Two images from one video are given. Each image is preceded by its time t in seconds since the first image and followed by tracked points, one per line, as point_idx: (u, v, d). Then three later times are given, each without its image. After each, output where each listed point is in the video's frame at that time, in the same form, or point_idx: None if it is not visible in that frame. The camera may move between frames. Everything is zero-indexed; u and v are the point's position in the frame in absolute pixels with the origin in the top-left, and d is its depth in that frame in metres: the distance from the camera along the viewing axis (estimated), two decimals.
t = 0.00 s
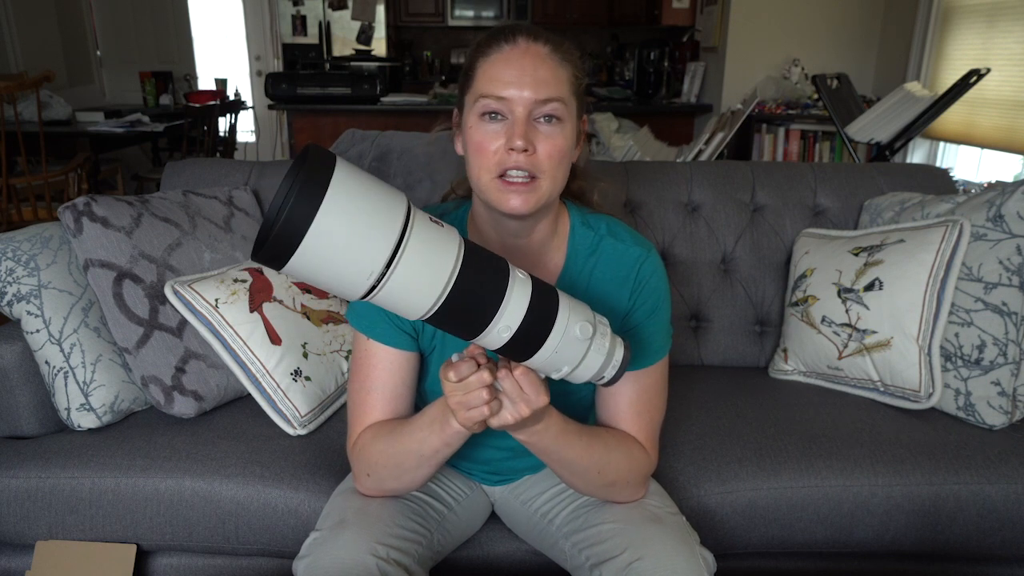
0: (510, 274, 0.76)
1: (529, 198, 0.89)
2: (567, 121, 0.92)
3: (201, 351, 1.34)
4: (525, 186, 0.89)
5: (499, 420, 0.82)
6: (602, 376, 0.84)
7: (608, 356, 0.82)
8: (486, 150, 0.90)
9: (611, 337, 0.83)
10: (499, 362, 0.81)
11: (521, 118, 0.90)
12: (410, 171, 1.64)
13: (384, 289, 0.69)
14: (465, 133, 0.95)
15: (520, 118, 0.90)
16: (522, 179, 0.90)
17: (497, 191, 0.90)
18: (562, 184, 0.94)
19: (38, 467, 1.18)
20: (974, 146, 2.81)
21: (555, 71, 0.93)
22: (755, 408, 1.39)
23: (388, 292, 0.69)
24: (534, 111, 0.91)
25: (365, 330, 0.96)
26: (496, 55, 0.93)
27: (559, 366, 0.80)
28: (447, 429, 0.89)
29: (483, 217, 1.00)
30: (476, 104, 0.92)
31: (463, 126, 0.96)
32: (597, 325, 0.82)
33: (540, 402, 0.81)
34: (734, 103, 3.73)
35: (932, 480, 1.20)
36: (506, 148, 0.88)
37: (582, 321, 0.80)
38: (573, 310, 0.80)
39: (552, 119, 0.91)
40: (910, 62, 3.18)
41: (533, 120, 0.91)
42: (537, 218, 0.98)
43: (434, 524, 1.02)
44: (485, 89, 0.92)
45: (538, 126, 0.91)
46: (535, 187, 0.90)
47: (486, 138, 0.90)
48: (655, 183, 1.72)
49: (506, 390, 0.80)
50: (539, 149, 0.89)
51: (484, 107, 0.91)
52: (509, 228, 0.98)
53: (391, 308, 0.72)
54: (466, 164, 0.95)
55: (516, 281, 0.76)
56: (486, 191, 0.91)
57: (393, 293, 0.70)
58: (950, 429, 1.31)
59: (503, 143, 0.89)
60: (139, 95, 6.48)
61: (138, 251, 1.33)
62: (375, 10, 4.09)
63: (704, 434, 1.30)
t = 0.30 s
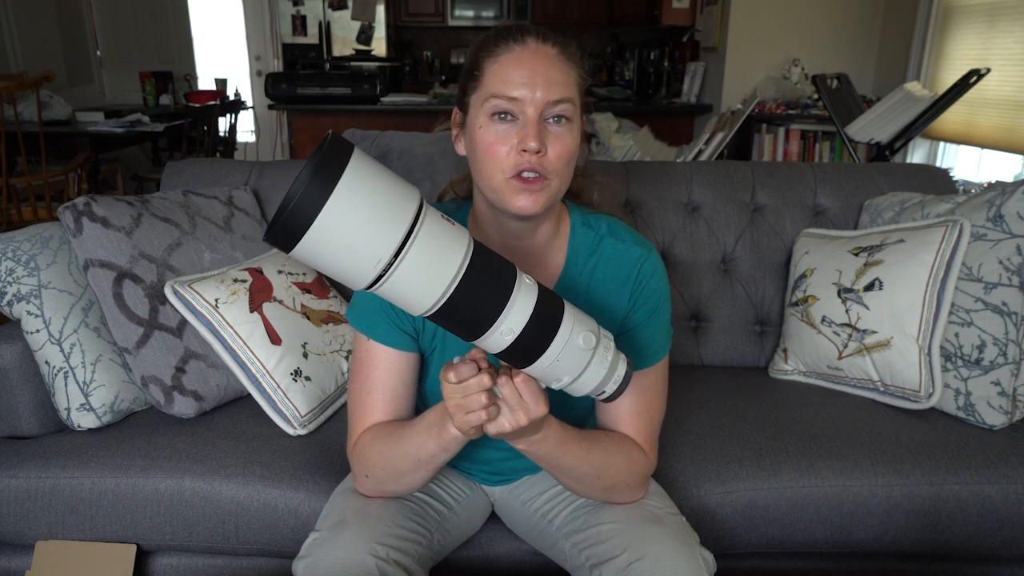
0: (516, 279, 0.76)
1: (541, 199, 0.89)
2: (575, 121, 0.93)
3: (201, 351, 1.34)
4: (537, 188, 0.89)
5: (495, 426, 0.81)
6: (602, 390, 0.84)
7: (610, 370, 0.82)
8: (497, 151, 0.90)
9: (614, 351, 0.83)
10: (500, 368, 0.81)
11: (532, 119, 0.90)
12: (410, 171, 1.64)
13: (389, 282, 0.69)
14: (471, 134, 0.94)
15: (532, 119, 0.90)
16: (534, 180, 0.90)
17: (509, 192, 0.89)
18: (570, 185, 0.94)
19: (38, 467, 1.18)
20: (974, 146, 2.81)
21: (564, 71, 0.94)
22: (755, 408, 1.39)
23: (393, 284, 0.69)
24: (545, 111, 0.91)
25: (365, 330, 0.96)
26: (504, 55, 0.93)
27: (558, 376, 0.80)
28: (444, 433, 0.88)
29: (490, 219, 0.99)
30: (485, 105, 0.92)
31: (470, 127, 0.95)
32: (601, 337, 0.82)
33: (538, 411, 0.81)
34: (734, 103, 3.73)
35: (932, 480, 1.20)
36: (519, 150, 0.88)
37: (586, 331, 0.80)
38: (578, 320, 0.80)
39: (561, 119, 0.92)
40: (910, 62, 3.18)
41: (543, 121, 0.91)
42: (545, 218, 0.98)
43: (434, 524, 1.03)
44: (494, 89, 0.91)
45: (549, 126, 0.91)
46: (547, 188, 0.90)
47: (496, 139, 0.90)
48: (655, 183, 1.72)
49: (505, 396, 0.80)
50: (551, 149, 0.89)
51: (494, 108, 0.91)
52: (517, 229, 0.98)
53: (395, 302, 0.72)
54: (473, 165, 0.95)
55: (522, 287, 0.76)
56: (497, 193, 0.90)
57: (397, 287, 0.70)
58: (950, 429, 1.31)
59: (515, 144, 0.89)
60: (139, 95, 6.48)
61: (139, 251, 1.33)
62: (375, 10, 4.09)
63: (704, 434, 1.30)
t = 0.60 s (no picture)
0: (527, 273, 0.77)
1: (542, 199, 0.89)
2: (576, 119, 0.93)
3: (201, 351, 1.34)
4: (538, 187, 0.90)
5: (500, 422, 0.81)
6: (598, 382, 0.84)
7: (606, 361, 0.83)
8: (498, 152, 0.90)
9: (609, 345, 0.84)
10: (502, 364, 0.81)
11: (531, 119, 0.90)
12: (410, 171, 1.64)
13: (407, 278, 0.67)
14: (472, 136, 0.94)
15: (530, 118, 0.90)
16: (534, 180, 0.90)
17: (510, 192, 0.90)
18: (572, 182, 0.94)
19: (38, 467, 1.18)
20: (974, 146, 2.81)
21: (563, 70, 0.93)
22: (755, 408, 1.39)
23: (410, 281, 0.68)
24: (544, 110, 0.91)
25: (365, 330, 0.96)
26: (503, 55, 0.93)
27: (561, 368, 0.80)
28: (441, 435, 0.88)
29: (493, 220, 1.00)
30: (485, 106, 0.92)
31: (470, 128, 0.95)
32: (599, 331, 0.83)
33: (539, 404, 0.81)
34: (734, 103, 3.73)
35: (932, 480, 1.20)
36: (519, 149, 0.88)
37: (588, 322, 0.81)
38: (580, 312, 0.81)
39: (561, 118, 0.91)
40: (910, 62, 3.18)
41: (543, 120, 0.91)
42: (547, 218, 0.98)
43: (434, 524, 1.02)
44: (493, 90, 0.91)
45: (548, 125, 0.91)
46: (547, 187, 0.90)
47: (497, 140, 0.90)
48: (655, 183, 1.72)
49: (509, 391, 0.80)
50: (551, 149, 0.89)
51: (494, 108, 0.91)
52: (520, 229, 0.98)
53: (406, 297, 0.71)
54: (475, 166, 0.95)
55: (532, 280, 0.77)
56: (498, 194, 0.91)
57: (412, 285, 0.69)
58: (950, 429, 1.31)
59: (515, 145, 0.89)
60: (138, 95, 6.48)
61: (139, 251, 1.33)
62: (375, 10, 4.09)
63: (704, 434, 1.30)
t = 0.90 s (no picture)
0: (524, 274, 0.77)
1: (513, 198, 0.89)
2: (559, 121, 0.92)
3: (201, 351, 1.34)
4: (509, 187, 0.89)
5: (500, 423, 0.81)
6: (598, 383, 0.84)
7: (607, 363, 0.83)
8: (475, 149, 0.91)
9: (610, 346, 0.84)
10: (501, 365, 0.81)
11: (511, 118, 0.90)
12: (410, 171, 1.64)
13: (402, 280, 0.68)
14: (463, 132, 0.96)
15: (511, 118, 0.90)
16: (507, 178, 0.90)
17: (482, 189, 0.90)
18: (554, 186, 0.93)
19: (38, 467, 1.18)
20: (974, 146, 2.81)
21: (551, 72, 0.93)
22: (755, 408, 1.39)
23: (405, 283, 0.68)
24: (526, 111, 0.90)
25: (366, 329, 0.96)
26: (496, 54, 0.94)
27: (561, 369, 0.80)
28: (440, 436, 0.88)
29: (481, 217, 1.01)
30: (473, 104, 0.93)
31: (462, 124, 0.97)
32: (600, 332, 0.83)
33: (539, 406, 0.81)
34: (734, 103, 3.73)
35: (932, 480, 1.20)
36: (491, 147, 0.88)
37: (587, 324, 0.81)
38: (579, 313, 0.81)
39: (543, 119, 0.91)
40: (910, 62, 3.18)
41: (524, 121, 0.91)
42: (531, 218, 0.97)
43: (434, 524, 1.03)
44: (482, 88, 0.92)
45: (528, 125, 0.91)
46: (520, 187, 0.90)
47: (476, 136, 0.91)
48: (655, 183, 1.72)
49: (508, 393, 0.79)
50: (526, 149, 0.89)
51: (480, 106, 0.92)
52: (504, 227, 0.98)
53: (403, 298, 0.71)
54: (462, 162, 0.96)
55: (529, 282, 0.77)
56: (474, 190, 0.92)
57: (407, 286, 0.69)
58: (950, 429, 1.31)
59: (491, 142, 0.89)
60: (138, 95, 6.47)
61: (138, 251, 1.33)
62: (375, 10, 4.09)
63: (704, 434, 1.30)
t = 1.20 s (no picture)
0: (520, 270, 0.77)
1: (532, 202, 0.89)
2: (573, 124, 0.92)
3: (201, 351, 1.34)
4: (529, 190, 0.90)
5: (500, 421, 0.81)
6: (599, 380, 0.84)
7: (607, 359, 0.83)
8: (491, 153, 0.90)
9: (610, 341, 0.84)
10: (501, 363, 0.81)
11: (527, 121, 0.90)
12: (410, 171, 1.64)
13: (396, 277, 0.68)
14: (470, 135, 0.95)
15: (526, 120, 0.90)
16: (526, 181, 0.90)
17: (501, 194, 0.90)
18: (568, 188, 0.93)
19: (38, 467, 1.18)
20: (974, 146, 2.80)
21: (563, 74, 0.93)
22: (755, 408, 1.39)
23: (398, 280, 0.68)
24: (540, 113, 0.91)
25: (368, 329, 0.96)
26: (503, 57, 0.93)
27: (561, 365, 0.80)
28: (441, 435, 0.88)
29: (489, 221, 1.00)
30: (482, 107, 0.93)
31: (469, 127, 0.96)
32: (599, 328, 0.83)
33: (539, 403, 0.81)
34: (734, 103, 3.73)
35: (932, 480, 1.20)
36: (511, 151, 0.88)
37: (585, 319, 0.81)
38: (577, 308, 0.81)
39: (558, 122, 0.91)
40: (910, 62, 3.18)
41: (538, 123, 0.91)
42: (545, 219, 0.98)
43: (434, 524, 1.03)
44: (492, 91, 0.92)
45: (544, 128, 0.91)
46: (539, 190, 0.90)
47: (491, 140, 0.90)
48: (655, 183, 1.72)
49: (508, 390, 0.79)
50: (544, 152, 0.89)
51: (491, 109, 0.92)
52: (516, 231, 0.98)
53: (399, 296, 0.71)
54: (471, 165, 0.95)
55: (525, 278, 0.77)
56: (490, 195, 0.91)
57: (402, 283, 0.69)
58: (950, 429, 1.31)
59: (508, 146, 0.89)
60: (138, 95, 6.48)
61: (138, 251, 1.33)
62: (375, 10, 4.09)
63: (704, 434, 1.30)
